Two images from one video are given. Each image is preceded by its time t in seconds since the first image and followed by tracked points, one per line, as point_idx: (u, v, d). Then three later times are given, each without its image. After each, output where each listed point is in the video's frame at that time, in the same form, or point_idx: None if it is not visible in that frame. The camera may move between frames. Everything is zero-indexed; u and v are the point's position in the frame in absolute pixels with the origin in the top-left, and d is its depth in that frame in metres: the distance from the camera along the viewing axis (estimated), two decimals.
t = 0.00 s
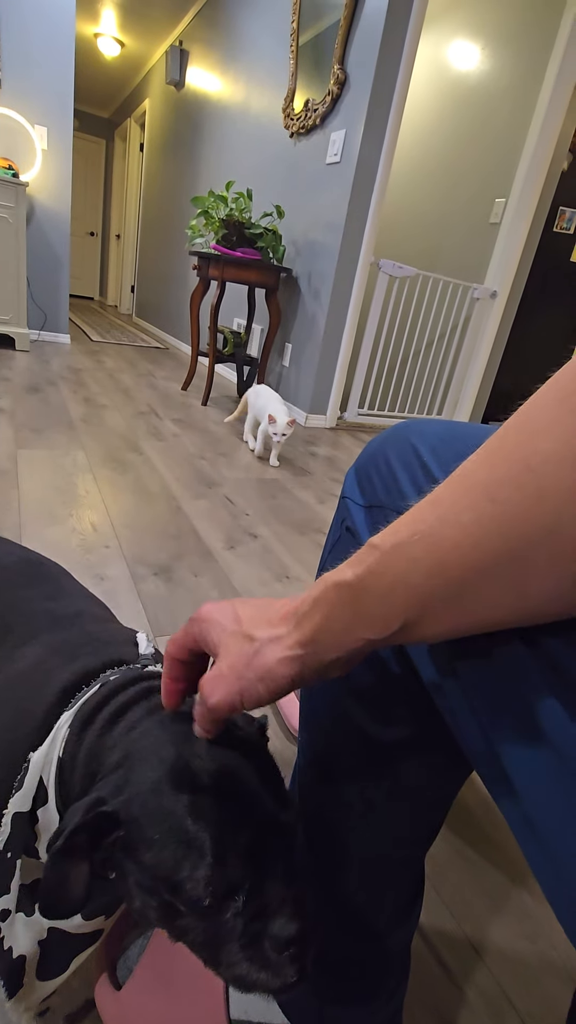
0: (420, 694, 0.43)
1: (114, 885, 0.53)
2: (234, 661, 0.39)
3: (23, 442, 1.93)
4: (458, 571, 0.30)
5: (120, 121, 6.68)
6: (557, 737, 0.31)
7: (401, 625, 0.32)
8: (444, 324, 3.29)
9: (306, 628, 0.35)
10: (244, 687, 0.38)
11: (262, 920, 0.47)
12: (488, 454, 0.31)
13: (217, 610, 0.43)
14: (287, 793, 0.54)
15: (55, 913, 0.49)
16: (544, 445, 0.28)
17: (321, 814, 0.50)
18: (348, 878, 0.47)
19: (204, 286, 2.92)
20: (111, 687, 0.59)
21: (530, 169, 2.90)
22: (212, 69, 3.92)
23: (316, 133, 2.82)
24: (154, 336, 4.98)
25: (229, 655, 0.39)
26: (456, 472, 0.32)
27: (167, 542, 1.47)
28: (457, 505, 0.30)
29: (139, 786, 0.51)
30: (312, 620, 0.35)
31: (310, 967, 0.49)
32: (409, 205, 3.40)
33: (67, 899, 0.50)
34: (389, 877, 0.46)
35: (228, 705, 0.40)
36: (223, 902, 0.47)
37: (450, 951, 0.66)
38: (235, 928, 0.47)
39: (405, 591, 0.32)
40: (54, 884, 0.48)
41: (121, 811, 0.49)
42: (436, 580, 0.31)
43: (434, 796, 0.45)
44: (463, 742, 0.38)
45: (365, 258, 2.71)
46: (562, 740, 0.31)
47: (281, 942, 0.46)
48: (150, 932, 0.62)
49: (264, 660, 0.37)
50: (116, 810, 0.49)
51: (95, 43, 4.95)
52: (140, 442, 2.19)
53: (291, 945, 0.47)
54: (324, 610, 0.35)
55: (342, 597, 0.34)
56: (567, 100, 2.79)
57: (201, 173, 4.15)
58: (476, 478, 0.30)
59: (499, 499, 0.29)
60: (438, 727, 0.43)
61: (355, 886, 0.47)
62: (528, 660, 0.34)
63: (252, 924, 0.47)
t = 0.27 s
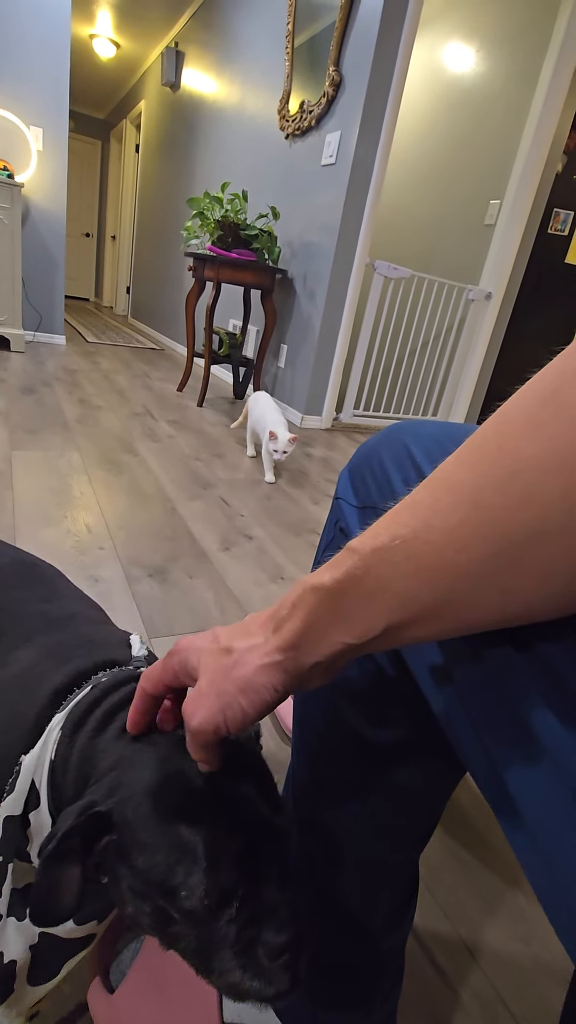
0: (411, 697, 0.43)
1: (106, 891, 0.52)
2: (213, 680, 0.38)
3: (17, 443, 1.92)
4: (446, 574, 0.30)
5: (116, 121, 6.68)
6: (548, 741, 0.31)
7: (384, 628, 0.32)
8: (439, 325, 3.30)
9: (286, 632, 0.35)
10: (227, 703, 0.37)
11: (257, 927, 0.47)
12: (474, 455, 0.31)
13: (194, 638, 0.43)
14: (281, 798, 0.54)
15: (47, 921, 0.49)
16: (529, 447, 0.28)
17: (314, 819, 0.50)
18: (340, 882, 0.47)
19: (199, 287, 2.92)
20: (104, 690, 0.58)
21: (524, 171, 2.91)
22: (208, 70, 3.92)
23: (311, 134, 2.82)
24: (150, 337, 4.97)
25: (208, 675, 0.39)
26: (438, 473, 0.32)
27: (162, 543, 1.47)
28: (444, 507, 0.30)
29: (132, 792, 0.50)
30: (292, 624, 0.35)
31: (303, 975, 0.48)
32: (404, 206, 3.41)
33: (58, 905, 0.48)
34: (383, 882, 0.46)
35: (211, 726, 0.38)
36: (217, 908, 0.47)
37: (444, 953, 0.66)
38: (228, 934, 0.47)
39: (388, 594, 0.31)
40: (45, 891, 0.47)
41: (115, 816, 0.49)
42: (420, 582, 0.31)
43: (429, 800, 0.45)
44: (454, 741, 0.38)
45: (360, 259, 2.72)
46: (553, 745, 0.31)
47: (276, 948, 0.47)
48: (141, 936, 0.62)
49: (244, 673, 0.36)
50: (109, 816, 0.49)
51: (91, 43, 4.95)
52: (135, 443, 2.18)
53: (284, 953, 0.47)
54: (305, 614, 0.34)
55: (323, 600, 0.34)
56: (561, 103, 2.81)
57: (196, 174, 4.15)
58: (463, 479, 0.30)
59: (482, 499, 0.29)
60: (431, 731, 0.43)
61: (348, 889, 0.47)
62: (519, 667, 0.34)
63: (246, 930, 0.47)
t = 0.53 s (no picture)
0: (408, 694, 0.43)
1: (105, 892, 0.52)
2: (218, 655, 0.39)
3: (14, 444, 1.92)
4: (448, 572, 0.30)
5: (112, 122, 6.67)
6: (546, 735, 0.32)
7: (387, 623, 0.32)
8: (436, 326, 3.31)
9: (293, 623, 0.35)
10: (227, 678, 0.38)
11: (256, 924, 0.47)
12: (476, 455, 0.31)
13: (203, 603, 0.44)
14: (279, 796, 0.54)
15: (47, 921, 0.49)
16: (531, 448, 0.28)
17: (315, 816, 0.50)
18: (339, 880, 0.47)
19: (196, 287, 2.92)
20: (103, 691, 0.58)
21: (520, 172, 2.92)
22: (204, 71, 3.93)
23: (308, 135, 2.83)
24: (147, 337, 4.97)
25: (214, 649, 0.39)
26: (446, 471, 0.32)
27: (160, 543, 1.47)
28: (445, 505, 0.31)
29: (131, 791, 0.50)
30: (299, 615, 0.35)
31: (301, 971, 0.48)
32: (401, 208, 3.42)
33: (57, 907, 0.48)
34: (382, 878, 0.46)
35: (210, 699, 0.40)
36: (217, 906, 0.47)
37: (443, 951, 0.66)
38: (228, 933, 0.47)
39: (393, 589, 0.32)
40: (44, 893, 0.47)
41: (114, 816, 0.49)
42: (423, 578, 0.31)
43: (427, 797, 0.45)
44: (448, 735, 0.39)
45: (357, 260, 2.72)
46: (550, 739, 0.31)
47: (275, 945, 0.47)
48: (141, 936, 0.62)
49: (251, 656, 0.37)
50: (109, 815, 0.49)
51: (87, 44, 4.94)
52: (132, 444, 2.18)
53: (284, 949, 0.47)
54: (312, 606, 0.35)
55: (330, 592, 0.34)
56: (556, 104, 2.81)
57: (193, 175, 4.15)
58: (465, 480, 0.30)
59: (484, 499, 0.29)
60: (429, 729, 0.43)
61: (348, 886, 0.47)
62: (517, 664, 0.34)
63: (245, 929, 0.47)
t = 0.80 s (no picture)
0: (403, 697, 0.44)
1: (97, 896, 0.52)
2: (205, 695, 0.37)
3: (9, 445, 1.91)
4: (435, 584, 0.30)
5: (109, 123, 6.67)
6: (539, 742, 0.32)
7: (374, 639, 0.32)
8: (432, 327, 3.31)
9: (278, 645, 0.35)
10: (224, 718, 0.37)
11: (250, 929, 0.47)
12: (460, 466, 0.30)
13: (180, 648, 0.42)
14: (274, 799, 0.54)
15: (39, 924, 0.49)
16: (514, 460, 0.28)
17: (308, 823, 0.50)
18: (334, 886, 0.47)
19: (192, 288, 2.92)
20: (97, 693, 0.58)
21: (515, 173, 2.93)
22: (200, 72, 3.93)
23: (304, 136, 2.83)
24: (143, 338, 4.96)
25: (200, 690, 0.38)
26: (426, 480, 0.32)
27: (155, 544, 1.46)
28: (427, 520, 0.30)
29: (125, 795, 0.50)
30: (283, 636, 0.35)
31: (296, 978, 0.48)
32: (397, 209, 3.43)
33: (49, 912, 0.48)
34: (376, 884, 0.46)
35: (212, 743, 0.38)
36: (210, 911, 0.47)
37: (438, 952, 0.66)
38: (222, 938, 0.47)
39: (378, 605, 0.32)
40: (35, 897, 0.47)
41: (107, 820, 0.49)
42: (409, 593, 0.31)
43: (422, 801, 0.45)
44: (443, 740, 0.38)
45: (353, 261, 2.73)
46: (543, 747, 0.32)
47: (269, 952, 0.47)
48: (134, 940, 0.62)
49: (236, 686, 0.36)
50: (101, 819, 0.49)
51: (83, 44, 4.94)
52: (128, 445, 2.18)
53: (278, 956, 0.47)
54: (296, 628, 0.34)
55: (314, 613, 0.34)
56: (551, 106, 2.82)
57: (189, 176, 4.15)
58: (449, 491, 0.30)
59: (467, 513, 0.29)
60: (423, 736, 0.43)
61: (343, 893, 0.47)
62: (510, 671, 0.34)
63: (239, 935, 0.47)
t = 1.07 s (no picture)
0: (400, 696, 0.43)
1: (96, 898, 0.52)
2: (216, 685, 0.39)
3: (5, 446, 1.90)
4: (437, 592, 0.30)
5: (105, 124, 6.67)
6: (539, 740, 0.32)
7: (378, 644, 0.32)
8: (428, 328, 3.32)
9: (285, 650, 0.35)
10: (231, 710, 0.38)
11: (249, 926, 0.48)
12: (456, 471, 0.31)
13: (198, 633, 0.44)
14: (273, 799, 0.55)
15: (37, 928, 0.48)
16: (510, 465, 0.29)
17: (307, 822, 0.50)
18: (332, 885, 0.47)
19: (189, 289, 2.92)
20: (96, 694, 0.58)
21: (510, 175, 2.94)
22: (197, 73, 3.93)
23: (300, 138, 2.83)
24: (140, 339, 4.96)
25: (211, 680, 0.39)
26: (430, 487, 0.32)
27: (152, 545, 1.46)
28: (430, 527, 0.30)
29: (125, 796, 0.50)
30: (290, 641, 0.35)
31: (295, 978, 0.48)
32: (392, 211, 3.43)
33: (48, 914, 0.48)
34: (375, 883, 0.46)
35: (216, 732, 0.40)
36: (210, 911, 0.47)
37: (436, 953, 0.66)
38: (222, 938, 0.47)
39: (382, 610, 0.31)
40: (35, 899, 0.47)
41: (107, 821, 0.49)
42: (412, 600, 0.31)
43: (420, 802, 0.45)
44: (442, 741, 0.38)
45: (350, 263, 2.73)
46: (543, 744, 0.32)
47: (268, 951, 0.47)
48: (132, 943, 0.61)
49: (245, 684, 0.37)
50: (101, 822, 0.48)
51: (79, 45, 4.93)
52: (125, 446, 2.17)
53: (278, 952, 0.47)
54: (302, 631, 0.35)
55: (319, 618, 0.34)
56: (546, 109, 2.84)
57: (185, 177, 4.15)
58: (446, 497, 0.30)
59: (468, 518, 0.29)
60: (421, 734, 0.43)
61: (342, 892, 0.47)
62: (509, 669, 0.34)
63: (238, 935, 0.47)
